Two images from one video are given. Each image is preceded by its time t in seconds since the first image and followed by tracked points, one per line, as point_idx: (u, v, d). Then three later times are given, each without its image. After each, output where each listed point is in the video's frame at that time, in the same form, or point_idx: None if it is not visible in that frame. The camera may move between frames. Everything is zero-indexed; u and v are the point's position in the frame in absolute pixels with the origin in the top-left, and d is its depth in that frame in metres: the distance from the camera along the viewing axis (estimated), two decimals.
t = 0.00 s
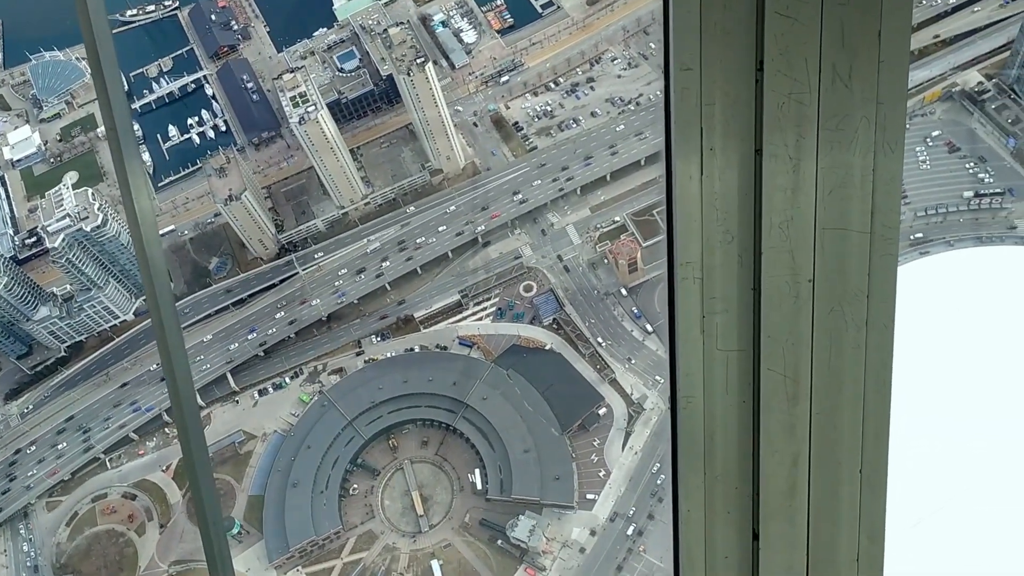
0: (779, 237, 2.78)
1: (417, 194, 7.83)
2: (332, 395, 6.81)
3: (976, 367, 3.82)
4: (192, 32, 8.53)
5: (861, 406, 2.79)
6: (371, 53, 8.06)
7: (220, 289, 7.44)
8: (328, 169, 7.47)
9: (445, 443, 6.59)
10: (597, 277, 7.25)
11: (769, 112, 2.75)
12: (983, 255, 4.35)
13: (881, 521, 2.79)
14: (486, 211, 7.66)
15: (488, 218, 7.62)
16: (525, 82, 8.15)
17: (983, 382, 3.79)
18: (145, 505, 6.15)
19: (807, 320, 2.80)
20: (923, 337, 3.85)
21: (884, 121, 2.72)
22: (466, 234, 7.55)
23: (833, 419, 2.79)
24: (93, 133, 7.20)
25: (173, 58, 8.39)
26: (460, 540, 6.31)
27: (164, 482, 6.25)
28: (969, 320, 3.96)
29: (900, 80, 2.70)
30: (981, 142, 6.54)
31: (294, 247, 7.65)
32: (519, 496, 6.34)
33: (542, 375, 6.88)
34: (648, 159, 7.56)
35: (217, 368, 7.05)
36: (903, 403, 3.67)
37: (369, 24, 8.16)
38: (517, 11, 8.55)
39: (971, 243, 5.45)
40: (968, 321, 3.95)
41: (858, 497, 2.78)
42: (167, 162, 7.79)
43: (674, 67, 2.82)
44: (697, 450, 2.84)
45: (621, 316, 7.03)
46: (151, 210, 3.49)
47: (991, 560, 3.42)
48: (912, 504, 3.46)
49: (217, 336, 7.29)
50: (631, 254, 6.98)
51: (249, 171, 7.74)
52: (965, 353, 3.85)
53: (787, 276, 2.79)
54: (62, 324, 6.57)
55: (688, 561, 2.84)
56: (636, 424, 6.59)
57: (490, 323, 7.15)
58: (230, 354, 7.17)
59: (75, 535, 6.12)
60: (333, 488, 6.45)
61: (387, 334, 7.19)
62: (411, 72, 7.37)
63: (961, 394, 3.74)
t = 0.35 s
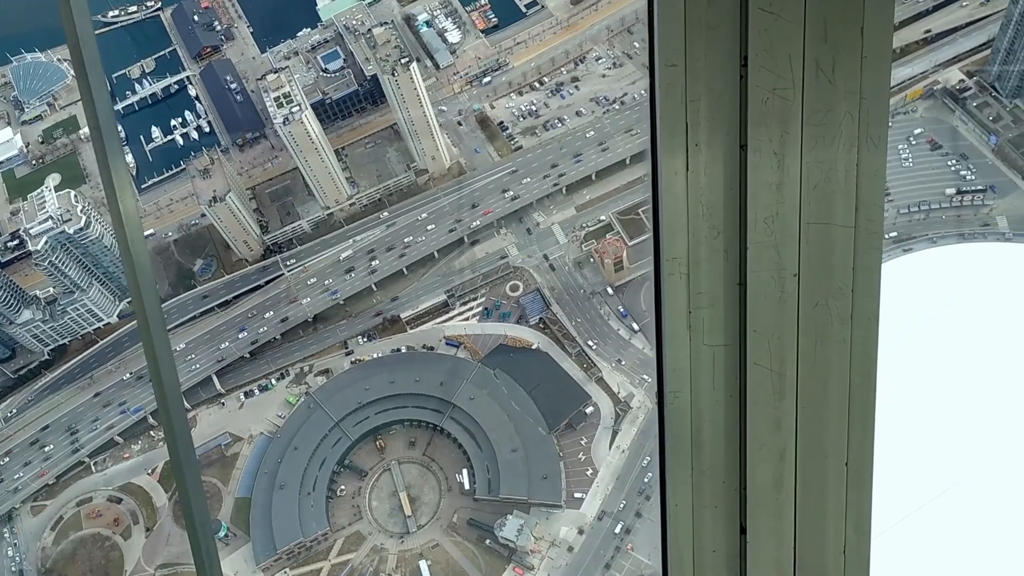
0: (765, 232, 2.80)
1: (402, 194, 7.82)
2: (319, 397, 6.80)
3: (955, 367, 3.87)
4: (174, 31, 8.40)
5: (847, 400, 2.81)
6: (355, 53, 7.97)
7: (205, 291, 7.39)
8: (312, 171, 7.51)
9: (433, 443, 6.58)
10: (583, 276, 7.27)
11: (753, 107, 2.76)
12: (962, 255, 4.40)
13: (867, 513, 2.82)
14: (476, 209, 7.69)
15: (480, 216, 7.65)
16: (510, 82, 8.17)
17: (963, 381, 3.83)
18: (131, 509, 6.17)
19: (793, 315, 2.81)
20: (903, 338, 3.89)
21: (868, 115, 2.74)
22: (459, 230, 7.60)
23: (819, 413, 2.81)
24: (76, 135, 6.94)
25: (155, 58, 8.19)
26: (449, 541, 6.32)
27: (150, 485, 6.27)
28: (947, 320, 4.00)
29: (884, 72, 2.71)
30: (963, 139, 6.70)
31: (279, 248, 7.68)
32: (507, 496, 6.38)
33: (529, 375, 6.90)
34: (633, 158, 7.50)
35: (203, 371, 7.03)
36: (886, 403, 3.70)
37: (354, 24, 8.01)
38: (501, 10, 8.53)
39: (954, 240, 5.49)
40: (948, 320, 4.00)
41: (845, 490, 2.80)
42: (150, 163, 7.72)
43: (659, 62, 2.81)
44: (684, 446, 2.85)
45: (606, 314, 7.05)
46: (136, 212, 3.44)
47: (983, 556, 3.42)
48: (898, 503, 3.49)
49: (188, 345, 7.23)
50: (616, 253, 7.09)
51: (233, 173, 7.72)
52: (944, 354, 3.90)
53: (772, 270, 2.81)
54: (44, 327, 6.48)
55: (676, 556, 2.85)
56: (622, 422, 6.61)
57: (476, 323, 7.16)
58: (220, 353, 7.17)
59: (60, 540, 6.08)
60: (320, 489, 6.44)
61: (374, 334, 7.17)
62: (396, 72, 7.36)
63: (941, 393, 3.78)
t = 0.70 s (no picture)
0: (745, 230, 2.81)
1: (388, 194, 7.81)
2: (306, 398, 6.77)
3: (936, 366, 3.91)
4: (157, 30, 8.36)
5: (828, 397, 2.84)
6: (340, 53, 7.98)
7: (189, 293, 7.34)
8: (297, 172, 7.49)
9: (419, 443, 6.58)
10: (569, 276, 7.26)
11: (733, 105, 2.77)
12: (942, 254, 4.44)
13: (848, 508, 2.85)
14: (466, 207, 7.68)
15: (472, 214, 7.64)
16: (495, 82, 8.17)
17: (945, 379, 3.88)
18: (115, 512, 6.14)
19: (774, 313, 2.83)
20: (885, 338, 3.93)
21: (847, 114, 2.76)
22: (451, 228, 7.59)
23: (800, 409, 2.83)
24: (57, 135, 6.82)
25: (137, 58, 8.15)
26: (436, 541, 6.31)
27: (134, 487, 6.22)
28: (928, 319, 4.05)
29: (863, 70, 2.73)
30: (944, 139, 6.74)
31: (264, 249, 7.63)
32: (494, 495, 6.40)
33: (515, 374, 6.91)
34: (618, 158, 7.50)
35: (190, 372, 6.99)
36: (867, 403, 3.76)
37: (339, 23, 8.02)
38: (486, 10, 8.59)
39: (937, 239, 5.52)
40: (928, 319, 4.05)
41: (826, 486, 2.84)
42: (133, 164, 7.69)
43: (640, 60, 2.81)
44: (666, 443, 2.87)
45: (592, 314, 7.08)
46: (114, 212, 3.43)
47: (965, 553, 3.47)
48: (880, 502, 3.53)
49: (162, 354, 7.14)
50: (602, 253, 7.08)
51: (217, 174, 7.75)
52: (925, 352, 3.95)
53: (753, 268, 2.82)
54: (28, 329, 6.44)
55: (658, 553, 2.87)
56: (609, 421, 6.63)
57: (463, 323, 7.17)
58: (208, 354, 7.11)
59: (44, 543, 6.03)
60: (307, 491, 6.44)
61: (360, 334, 7.18)
62: (381, 72, 7.41)
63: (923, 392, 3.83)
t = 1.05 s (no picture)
0: (717, 230, 2.82)
1: (365, 194, 7.79)
2: (281, 399, 6.74)
3: (908, 369, 4.00)
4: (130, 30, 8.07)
5: (800, 396, 2.87)
6: (316, 52, 7.95)
7: (164, 294, 7.27)
8: (274, 171, 7.48)
9: (397, 444, 6.45)
10: (546, 276, 7.32)
11: (706, 104, 2.77)
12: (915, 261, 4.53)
13: (819, 505, 2.89)
14: (447, 205, 7.71)
15: (456, 210, 7.74)
16: (472, 82, 8.17)
17: (917, 382, 3.95)
18: (89, 515, 6.06)
19: (746, 312, 2.85)
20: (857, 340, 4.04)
21: (817, 113, 2.78)
22: (437, 225, 7.64)
23: (772, 408, 2.86)
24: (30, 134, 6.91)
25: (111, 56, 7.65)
26: (414, 542, 6.34)
27: (109, 491, 6.11)
28: (898, 326, 4.15)
29: (833, 72, 2.75)
30: (916, 140, 6.88)
31: (240, 250, 7.57)
32: (472, 496, 6.41)
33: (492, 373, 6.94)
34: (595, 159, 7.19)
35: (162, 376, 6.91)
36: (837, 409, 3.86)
37: (314, 23, 7.99)
38: (463, 8, 8.34)
39: (908, 238, 5.62)
40: (899, 326, 4.15)
41: (798, 484, 2.87)
42: (108, 163, 7.63)
43: (612, 60, 2.80)
44: (640, 442, 2.89)
45: (570, 314, 6.99)
46: (81, 211, 3.42)
47: (922, 550, 3.53)
48: (851, 501, 3.62)
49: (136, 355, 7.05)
50: (578, 253, 7.02)
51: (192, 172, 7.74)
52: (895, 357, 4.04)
53: (726, 268, 2.83)
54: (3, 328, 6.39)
55: (633, 551, 2.91)
56: (586, 421, 6.64)
57: (440, 323, 7.21)
58: (191, 350, 7.20)
59: (17, 547, 6.09)
60: (283, 492, 6.38)
61: (337, 336, 7.10)
62: (359, 72, 7.60)
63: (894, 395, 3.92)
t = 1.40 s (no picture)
0: (686, 229, 2.84)
1: (340, 195, 7.74)
2: (257, 401, 6.69)
3: (879, 368, 4.15)
4: (103, 29, 8.28)
5: (768, 395, 2.87)
6: (291, 52, 7.93)
7: (135, 297, 7.23)
8: (248, 171, 7.39)
9: (373, 445, 6.56)
10: (523, 276, 7.31)
11: (674, 105, 2.79)
12: (891, 261, 4.68)
13: (790, 505, 2.90)
14: (428, 203, 7.68)
15: (439, 208, 7.66)
16: (448, 83, 8.18)
17: (886, 381, 4.11)
18: (62, 519, 5.97)
19: (715, 311, 2.87)
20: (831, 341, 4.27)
21: (784, 113, 2.80)
22: (419, 222, 7.61)
23: (742, 406, 2.88)
24: None
25: (83, 57, 8.06)
26: (391, 543, 6.31)
27: (81, 495, 6.07)
28: (869, 327, 4.32)
29: (799, 73, 2.77)
30: (887, 140, 6.85)
31: (214, 251, 7.53)
32: (450, 497, 6.39)
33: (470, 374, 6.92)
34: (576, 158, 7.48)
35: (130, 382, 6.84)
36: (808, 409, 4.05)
37: (288, 22, 7.95)
38: (439, 10, 8.56)
39: (879, 238, 5.67)
40: (871, 326, 4.32)
41: (768, 481, 2.89)
42: (78, 163, 7.58)
43: (581, 61, 2.82)
44: (610, 442, 2.90)
45: (546, 314, 7.09)
46: (44, 210, 3.37)
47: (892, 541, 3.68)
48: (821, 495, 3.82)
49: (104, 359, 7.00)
50: (556, 252, 7.11)
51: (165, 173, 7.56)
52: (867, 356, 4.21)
53: (694, 268, 2.85)
54: None
55: (604, 552, 2.90)
56: (563, 420, 6.66)
57: (417, 324, 7.15)
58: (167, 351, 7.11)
59: None
60: (259, 495, 6.36)
61: (313, 336, 7.12)
62: (334, 71, 7.39)
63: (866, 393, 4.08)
